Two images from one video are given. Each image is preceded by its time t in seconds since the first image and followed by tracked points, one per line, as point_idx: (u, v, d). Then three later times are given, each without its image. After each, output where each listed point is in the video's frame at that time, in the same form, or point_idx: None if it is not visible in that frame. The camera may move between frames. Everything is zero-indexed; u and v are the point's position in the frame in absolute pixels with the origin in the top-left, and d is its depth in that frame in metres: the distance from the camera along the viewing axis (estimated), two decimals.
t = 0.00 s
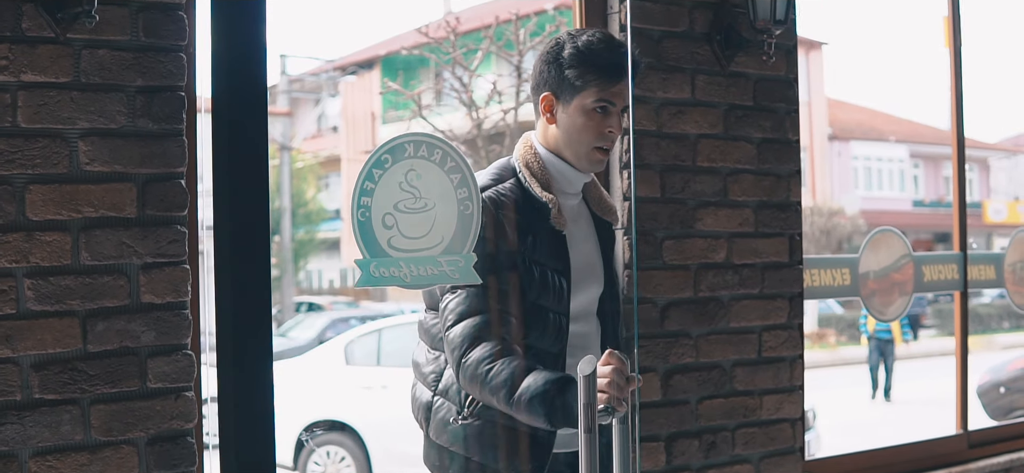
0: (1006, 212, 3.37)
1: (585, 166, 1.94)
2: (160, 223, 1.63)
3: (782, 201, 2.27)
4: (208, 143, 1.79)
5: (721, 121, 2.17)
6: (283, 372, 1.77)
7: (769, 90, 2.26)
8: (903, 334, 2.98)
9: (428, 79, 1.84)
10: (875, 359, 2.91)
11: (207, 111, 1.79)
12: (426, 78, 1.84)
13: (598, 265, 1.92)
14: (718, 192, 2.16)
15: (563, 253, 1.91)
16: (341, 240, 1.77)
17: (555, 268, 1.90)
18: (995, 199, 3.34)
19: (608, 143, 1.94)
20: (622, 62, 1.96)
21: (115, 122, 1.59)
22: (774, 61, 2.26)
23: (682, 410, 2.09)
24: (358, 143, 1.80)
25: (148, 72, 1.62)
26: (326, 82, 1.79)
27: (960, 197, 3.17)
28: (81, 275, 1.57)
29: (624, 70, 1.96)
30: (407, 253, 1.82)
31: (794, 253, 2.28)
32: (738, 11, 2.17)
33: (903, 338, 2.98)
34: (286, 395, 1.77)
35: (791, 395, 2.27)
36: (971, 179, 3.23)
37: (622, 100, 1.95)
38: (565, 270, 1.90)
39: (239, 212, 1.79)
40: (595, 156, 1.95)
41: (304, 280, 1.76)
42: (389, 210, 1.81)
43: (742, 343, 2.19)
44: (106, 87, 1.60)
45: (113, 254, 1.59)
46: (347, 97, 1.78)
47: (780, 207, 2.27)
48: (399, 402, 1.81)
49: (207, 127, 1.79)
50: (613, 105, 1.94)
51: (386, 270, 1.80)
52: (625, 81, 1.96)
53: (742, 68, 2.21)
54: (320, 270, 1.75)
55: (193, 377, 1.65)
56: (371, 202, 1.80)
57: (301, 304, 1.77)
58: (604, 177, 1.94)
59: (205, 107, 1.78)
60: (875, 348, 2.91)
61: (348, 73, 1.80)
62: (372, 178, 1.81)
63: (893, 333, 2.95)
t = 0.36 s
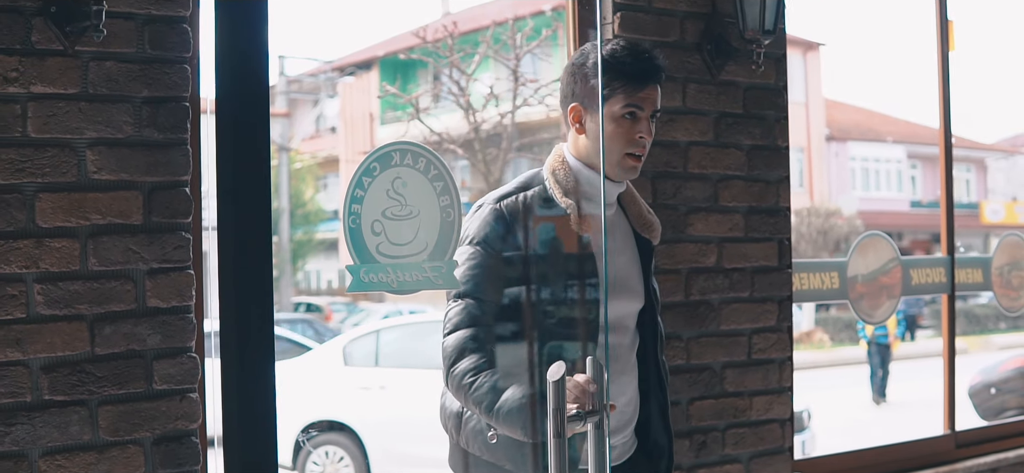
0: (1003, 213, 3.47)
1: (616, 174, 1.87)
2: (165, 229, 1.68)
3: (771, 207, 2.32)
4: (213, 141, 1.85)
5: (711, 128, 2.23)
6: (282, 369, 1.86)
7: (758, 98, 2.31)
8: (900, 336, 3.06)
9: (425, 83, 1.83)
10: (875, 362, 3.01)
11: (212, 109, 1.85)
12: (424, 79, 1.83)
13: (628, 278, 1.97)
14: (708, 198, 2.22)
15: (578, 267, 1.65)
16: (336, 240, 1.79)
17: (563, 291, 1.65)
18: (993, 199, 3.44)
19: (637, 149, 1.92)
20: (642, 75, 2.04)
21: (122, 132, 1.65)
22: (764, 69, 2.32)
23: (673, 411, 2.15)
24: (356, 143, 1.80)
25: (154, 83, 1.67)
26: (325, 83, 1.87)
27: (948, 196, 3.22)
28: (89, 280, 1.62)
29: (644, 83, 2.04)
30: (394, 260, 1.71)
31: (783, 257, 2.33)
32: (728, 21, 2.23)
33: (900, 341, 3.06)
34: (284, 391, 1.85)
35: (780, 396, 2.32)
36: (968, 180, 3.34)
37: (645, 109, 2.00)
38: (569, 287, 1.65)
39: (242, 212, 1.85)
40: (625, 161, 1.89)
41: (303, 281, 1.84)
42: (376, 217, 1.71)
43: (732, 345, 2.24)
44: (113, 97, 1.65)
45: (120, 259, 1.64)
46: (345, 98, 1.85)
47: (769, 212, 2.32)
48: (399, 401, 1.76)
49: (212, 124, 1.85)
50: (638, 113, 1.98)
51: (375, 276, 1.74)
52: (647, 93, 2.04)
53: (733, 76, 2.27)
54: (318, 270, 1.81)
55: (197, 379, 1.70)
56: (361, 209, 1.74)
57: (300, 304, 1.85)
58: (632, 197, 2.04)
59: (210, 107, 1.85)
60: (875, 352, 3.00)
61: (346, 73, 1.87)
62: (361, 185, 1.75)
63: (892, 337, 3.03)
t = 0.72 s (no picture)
0: (1000, 215, 3.56)
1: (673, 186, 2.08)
2: (171, 235, 1.74)
3: (761, 212, 2.38)
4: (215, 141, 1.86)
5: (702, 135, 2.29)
6: (283, 370, 1.90)
7: (749, 106, 2.36)
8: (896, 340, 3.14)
9: (424, 86, 2.15)
10: (874, 363, 3.09)
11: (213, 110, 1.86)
12: (422, 85, 2.14)
13: (684, 294, 2.06)
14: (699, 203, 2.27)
15: (578, 271, 1.96)
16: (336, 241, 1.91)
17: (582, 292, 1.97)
18: (990, 199, 3.54)
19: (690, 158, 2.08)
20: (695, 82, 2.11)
21: (128, 141, 1.70)
22: (755, 77, 2.37)
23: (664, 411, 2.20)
24: (355, 146, 1.97)
25: (159, 94, 1.72)
26: (323, 84, 1.99)
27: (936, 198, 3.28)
28: (96, 284, 1.67)
29: (699, 90, 2.12)
30: (389, 264, 1.94)
31: (773, 261, 2.38)
32: (718, 31, 2.32)
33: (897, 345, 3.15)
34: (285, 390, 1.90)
35: (770, 397, 2.37)
36: (966, 179, 3.44)
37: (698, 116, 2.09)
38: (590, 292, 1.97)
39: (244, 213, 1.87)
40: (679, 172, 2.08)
41: (303, 280, 1.90)
42: (373, 224, 1.92)
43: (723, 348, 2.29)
44: (119, 107, 1.70)
45: (127, 265, 1.69)
46: (344, 99, 2.01)
47: (759, 217, 2.37)
48: (399, 402, 1.99)
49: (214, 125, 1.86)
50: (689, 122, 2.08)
51: (371, 280, 1.94)
52: (702, 99, 2.12)
53: (724, 84, 2.32)
54: (318, 270, 1.90)
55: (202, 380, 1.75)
56: (357, 216, 1.92)
57: (299, 305, 1.91)
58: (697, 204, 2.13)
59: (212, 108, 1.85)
60: (874, 355, 3.09)
61: (345, 74, 2.02)
62: (359, 193, 1.93)
63: (891, 340, 3.12)
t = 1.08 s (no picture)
0: (997, 212, 3.67)
1: (724, 170, 1.97)
2: (169, 239, 1.78)
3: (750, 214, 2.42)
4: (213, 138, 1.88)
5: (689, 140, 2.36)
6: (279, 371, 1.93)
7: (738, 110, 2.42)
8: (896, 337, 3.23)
9: (422, 86, 2.14)
10: (869, 360, 3.17)
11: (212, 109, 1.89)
12: (421, 84, 2.14)
13: (734, 278, 1.96)
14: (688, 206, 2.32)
15: (602, 255, 1.92)
16: (332, 241, 1.97)
17: (592, 286, 1.92)
18: (987, 198, 3.65)
19: (740, 142, 1.97)
20: (754, 65, 2.01)
21: (127, 146, 1.74)
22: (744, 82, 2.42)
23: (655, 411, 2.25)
24: (352, 146, 2.01)
25: (158, 100, 1.77)
26: (320, 84, 2.01)
27: (921, 196, 3.32)
28: (96, 287, 1.71)
29: (756, 74, 2.01)
30: (384, 266, 2.01)
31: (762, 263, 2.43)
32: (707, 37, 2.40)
33: (897, 342, 3.23)
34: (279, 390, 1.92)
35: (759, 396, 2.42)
36: (962, 179, 3.52)
37: (751, 100, 1.99)
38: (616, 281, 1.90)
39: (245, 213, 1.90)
40: (728, 156, 1.97)
41: (301, 281, 1.93)
42: (368, 227, 2.00)
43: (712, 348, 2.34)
44: (118, 114, 1.74)
45: (126, 267, 1.73)
46: (341, 99, 2.03)
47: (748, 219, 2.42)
48: (394, 402, 2.04)
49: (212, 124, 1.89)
50: (741, 105, 1.98)
51: (366, 282, 1.99)
52: (759, 84, 2.01)
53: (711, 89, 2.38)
54: (315, 270, 1.94)
55: (199, 380, 1.79)
56: (353, 219, 1.99)
57: (296, 305, 1.94)
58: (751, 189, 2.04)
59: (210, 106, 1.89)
60: (869, 351, 3.17)
61: (342, 74, 2.04)
62: (354, 197, 1.99)
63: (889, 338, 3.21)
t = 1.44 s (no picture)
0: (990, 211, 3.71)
1: (743, 158, 1.81)
2: (159, 240, 1.82)
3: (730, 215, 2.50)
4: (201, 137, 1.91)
5: (672, 142, 2.44)
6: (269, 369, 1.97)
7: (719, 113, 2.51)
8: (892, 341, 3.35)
9: (415, 87, 2.26)
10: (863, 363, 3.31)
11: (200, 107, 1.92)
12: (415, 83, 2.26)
13: (757, 264, 1.81)
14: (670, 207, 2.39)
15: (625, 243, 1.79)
16: (323, 241, 2.03)
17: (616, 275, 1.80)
18: (981, 198, 3.68)
19: (757, 128, 1.78)
20: (771, 46, 1.81)
21: (119, 150, 1.78)
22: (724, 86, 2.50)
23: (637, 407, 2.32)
24: (347, 145, 2.11)
25: (148, 105, 1.80)
26: (314, 84, 2.07)
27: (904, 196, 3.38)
28: (88, 287, 1.75)
29: (773, 55, 1.81)
30: (374, 267, 2.09)
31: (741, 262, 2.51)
32: (689, 41, 2.44)
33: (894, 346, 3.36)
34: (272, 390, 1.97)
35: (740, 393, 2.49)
36: (957, 178, 3.59)
37: (767, 83, 1.79)
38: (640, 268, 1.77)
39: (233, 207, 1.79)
40: (745, 142, 1.79)
41: (295, 279, 1.98)
42: (358, 228, 2.08)
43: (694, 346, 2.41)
44: (110, 118, 1.78)
45: (118, 268, 1.77)
46: (335, 99, 2.11)
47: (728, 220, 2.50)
48: (384, 400, 2.20)
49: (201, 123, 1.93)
50: (756, 89, 1.79)
51: (356, 282, 2.07)
52: (779, 65, 1.82)
53: (692, 92, 2.46)
54: (309, 269, 2.00)
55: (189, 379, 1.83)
56: (343, 221, 2.06)
57: (292, 304, 1.98)
58: (779, 178, 1.89)
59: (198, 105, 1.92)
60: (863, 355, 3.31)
61: (337, 74, 2.12)
62: (344, 199, 2.07)
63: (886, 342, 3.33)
